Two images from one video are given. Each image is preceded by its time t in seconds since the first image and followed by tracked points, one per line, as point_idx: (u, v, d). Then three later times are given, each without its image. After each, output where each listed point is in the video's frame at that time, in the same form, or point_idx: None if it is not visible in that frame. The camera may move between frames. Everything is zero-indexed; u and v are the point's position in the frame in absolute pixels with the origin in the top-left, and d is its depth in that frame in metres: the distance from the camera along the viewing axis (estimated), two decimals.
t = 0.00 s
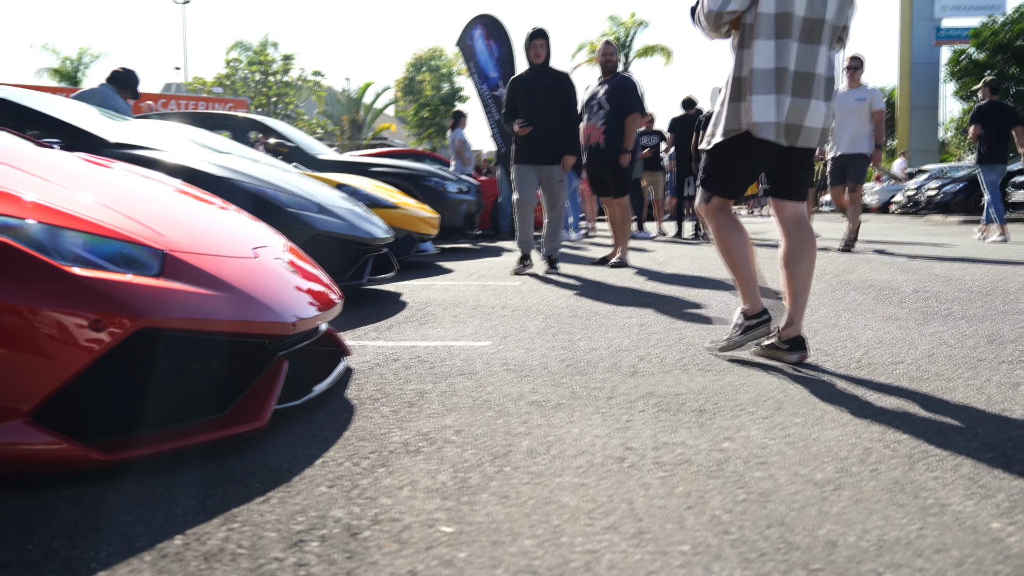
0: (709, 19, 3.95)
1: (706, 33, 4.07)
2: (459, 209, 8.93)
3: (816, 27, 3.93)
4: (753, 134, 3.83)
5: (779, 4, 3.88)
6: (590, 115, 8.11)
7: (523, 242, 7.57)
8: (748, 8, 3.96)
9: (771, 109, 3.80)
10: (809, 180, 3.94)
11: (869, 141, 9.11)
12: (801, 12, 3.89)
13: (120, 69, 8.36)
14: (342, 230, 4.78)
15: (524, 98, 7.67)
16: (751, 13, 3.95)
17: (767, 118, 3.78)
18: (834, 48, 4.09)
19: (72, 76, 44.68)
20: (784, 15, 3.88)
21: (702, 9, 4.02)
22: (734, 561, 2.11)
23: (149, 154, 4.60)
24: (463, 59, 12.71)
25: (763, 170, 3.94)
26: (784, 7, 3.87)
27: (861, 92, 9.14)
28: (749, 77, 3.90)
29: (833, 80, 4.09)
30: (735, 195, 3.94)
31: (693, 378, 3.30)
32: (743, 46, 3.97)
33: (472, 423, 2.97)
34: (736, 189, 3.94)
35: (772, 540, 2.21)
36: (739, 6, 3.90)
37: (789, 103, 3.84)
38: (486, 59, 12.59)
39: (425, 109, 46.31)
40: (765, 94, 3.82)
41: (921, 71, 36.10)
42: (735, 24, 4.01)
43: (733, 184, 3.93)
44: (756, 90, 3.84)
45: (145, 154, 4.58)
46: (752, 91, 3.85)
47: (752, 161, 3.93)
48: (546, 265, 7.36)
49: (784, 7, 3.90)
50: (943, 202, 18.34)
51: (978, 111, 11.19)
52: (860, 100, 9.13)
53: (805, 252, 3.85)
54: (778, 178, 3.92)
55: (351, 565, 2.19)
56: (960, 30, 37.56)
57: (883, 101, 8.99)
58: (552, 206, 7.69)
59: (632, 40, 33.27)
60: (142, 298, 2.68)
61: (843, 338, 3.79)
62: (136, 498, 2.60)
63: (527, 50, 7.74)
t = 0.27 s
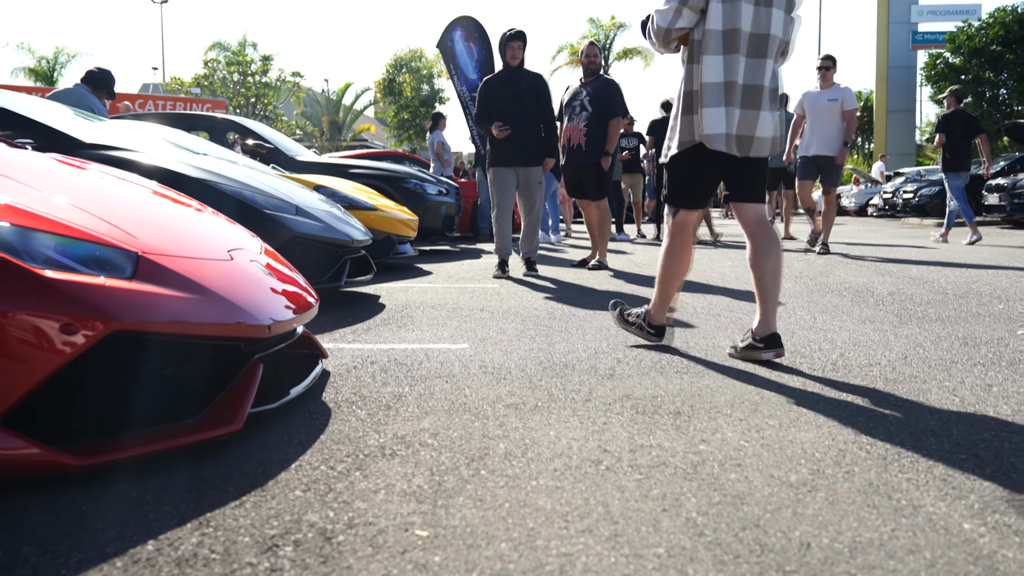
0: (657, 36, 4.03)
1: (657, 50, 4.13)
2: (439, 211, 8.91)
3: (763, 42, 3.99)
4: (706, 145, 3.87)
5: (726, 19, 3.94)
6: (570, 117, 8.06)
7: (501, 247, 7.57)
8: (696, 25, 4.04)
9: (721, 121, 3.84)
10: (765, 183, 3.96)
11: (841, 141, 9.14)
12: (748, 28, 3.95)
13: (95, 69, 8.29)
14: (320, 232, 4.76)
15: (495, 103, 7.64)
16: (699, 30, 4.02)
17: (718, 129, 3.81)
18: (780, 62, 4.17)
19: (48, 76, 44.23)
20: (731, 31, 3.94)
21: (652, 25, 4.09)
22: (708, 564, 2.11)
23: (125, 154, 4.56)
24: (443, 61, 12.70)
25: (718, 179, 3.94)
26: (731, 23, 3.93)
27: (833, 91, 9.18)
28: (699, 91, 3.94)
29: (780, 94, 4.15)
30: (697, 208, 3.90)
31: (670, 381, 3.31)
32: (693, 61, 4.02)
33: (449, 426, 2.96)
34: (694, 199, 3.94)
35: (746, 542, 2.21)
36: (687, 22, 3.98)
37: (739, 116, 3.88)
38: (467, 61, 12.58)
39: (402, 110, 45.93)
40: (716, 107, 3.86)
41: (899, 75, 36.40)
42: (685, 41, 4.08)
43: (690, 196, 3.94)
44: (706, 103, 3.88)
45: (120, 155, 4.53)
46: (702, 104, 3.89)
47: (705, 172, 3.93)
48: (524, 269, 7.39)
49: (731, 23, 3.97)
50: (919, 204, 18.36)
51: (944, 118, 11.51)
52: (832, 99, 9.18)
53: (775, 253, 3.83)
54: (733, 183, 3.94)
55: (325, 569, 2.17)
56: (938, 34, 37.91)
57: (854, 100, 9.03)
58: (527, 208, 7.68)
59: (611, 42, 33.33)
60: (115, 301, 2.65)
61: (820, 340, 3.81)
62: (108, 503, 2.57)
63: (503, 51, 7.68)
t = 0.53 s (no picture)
0: (607, 55, 4.11)
1: (608, 66, 4.21)
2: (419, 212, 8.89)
3: (711, 57, 4.10)
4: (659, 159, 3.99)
5: (674, 37, 4.04)
6: (553, 116, 8.03)
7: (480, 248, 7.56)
8: (644, 43, 4.14)
9: (674, 136, 3.96)
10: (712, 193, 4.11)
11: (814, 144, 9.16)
12: (695, 44, 4.06)
13: (71, 69, 8.22)
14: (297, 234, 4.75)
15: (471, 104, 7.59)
16: (647, 47, 4.12)
17: (671, 145, 3.94)
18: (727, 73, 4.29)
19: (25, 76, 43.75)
20: (680, 48, 4.04)
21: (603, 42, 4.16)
22: (685, 567, 2.11)
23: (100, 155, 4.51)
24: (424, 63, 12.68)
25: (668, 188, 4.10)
26: (679, 40, 4.03)
27: (807, 94, 9.20)
28: (650, 106, 4.05)
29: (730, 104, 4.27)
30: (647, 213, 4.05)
31: (648, 383, 3.31)
32: (644, 78, 4.13)
33: (427, 429, 2.95)
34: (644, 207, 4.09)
35: (723, 544, 2.21)
36: (635, 41, 4.06)
37: (692, 129, 4.00)
38: (448, 63, 12.59)
39: (383, 112, 45.73)
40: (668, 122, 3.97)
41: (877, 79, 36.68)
42: (634, 58, 4.18)
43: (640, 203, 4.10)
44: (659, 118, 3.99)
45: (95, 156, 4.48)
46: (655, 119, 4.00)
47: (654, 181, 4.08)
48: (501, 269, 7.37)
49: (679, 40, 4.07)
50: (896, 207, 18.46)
51: (912, 121, 11.60)
52: (806, 102, 9.20)
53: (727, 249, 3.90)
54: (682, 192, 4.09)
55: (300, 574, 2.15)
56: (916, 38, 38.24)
57: (827, 103, 9.04)
58: (506, 209, 7.67)
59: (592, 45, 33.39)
60: (87, 303, 2.62)
61: (797, 342, 3.83)
62: (82, 508, 2.53)
63: (483, 49, 7.63)
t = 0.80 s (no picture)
0: (563, 60, 4.33)
1: (565, 70, 4.44)
2: (400, 215, 8.88)
3: (662, 62, 4.32)
4: (609, 160, 4.24)
5: (626, 43, 4.26)
6: (537, 117, 7.99)
7: (461, 249, 7.57)
8: (598, 49, 4.37)
9: (624, 139, 4.21)
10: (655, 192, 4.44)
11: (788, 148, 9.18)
12: (647, 49, 4.27)
13: (48, 69, 8.16)
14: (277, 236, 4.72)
15: (451, 106, 7.49)
16: (602, 53, 4.35)
17: (621, 147, 4.19)
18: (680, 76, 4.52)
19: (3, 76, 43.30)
20: (632, 54, 4.26)
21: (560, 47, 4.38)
22: (663, 570, 2.11)
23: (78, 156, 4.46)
24: (406, 65, 12.66)
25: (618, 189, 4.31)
26: (631, 47, 4.25)
27: (779, 98, 9.22)
28: (603, 109, 4.27)
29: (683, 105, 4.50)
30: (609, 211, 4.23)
31: (629, 386, 3.32)
32: (599, 82, 4.36)
33: (407, 432, 2.94)
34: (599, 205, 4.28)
35: (701, 548, 2.21)
36: (589, 47, 4.29)
37: (643, 131, 4.23)
38: (431, 64, 12.58)
39: (366, 113, 45.58)
40: (619, 125, 4.21)
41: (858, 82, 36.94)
42: (590, 62, 4.40)
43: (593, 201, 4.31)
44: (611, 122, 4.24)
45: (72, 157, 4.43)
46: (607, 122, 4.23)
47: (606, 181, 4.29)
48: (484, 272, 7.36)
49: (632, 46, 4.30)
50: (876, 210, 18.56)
51: (883, 124, 11.64)
52: (779, 106, 9.22)
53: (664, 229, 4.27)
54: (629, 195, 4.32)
55: None
56: (896, 42, 38.54)
57: (800, 107, 9.07)
58: (488, 210, 7.66)
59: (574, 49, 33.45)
60: (62, 305, 2.59)
61: (777, 345, 3.84)
62: (56, 513, 2.50)
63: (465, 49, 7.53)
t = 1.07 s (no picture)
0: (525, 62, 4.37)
1: (527, 71, 4.47)
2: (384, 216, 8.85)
3: (621, 66, 4.44)
4: (571, 160, 4.33)
5: (589, 47, 4.34)
6: (524, 122, 8.05)
7: (445, 252, 7.57)
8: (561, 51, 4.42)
9: (586, 140, 4.31)
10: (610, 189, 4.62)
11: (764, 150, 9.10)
12: (609, 54, 4.38)
13: (28, 69, 8.09)
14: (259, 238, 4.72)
15: (434, 109, 7.41)
16: (564, 55, 4.40)
17: (584, 146, 4.28)
18: (636, 81, 4.65)
19: None
20: (594, 58, 4.35)
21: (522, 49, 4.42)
22: (644, 574, 2.10)
23: (58, 158, 4.42)
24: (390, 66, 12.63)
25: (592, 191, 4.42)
26: (593, 51, 4.34)
27: (754, 99, 9.12)
28: (565, 110, 4.35)
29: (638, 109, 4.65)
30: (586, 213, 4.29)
31: (611, 389, 3.32)
32: (560, 83, 4.42)
33: (389, 435, 2.93)
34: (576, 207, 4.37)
35: (682, 551, 2.21)
36: (553, 50, 4.33)
37: (603, 133, 4.35)
38: (415, 66, 12.56)
39: (350, 114, 45.42)
40: (581, 126, 4.30)
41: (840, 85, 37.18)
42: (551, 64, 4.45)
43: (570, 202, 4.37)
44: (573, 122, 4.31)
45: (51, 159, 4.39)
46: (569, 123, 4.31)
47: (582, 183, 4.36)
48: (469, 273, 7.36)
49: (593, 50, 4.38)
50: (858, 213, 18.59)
51: (855, 130, 11.73)
52: (754, 108, 9.11)
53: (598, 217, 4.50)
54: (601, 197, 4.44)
55: None
56: (878, 46, 38.83)
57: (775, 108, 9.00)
58: (471, 212, 7.66)
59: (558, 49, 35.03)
60: (40, 309, 2.57)
61: (760, 347, 3.85)
62: (34, 517, 2.47)
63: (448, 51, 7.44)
